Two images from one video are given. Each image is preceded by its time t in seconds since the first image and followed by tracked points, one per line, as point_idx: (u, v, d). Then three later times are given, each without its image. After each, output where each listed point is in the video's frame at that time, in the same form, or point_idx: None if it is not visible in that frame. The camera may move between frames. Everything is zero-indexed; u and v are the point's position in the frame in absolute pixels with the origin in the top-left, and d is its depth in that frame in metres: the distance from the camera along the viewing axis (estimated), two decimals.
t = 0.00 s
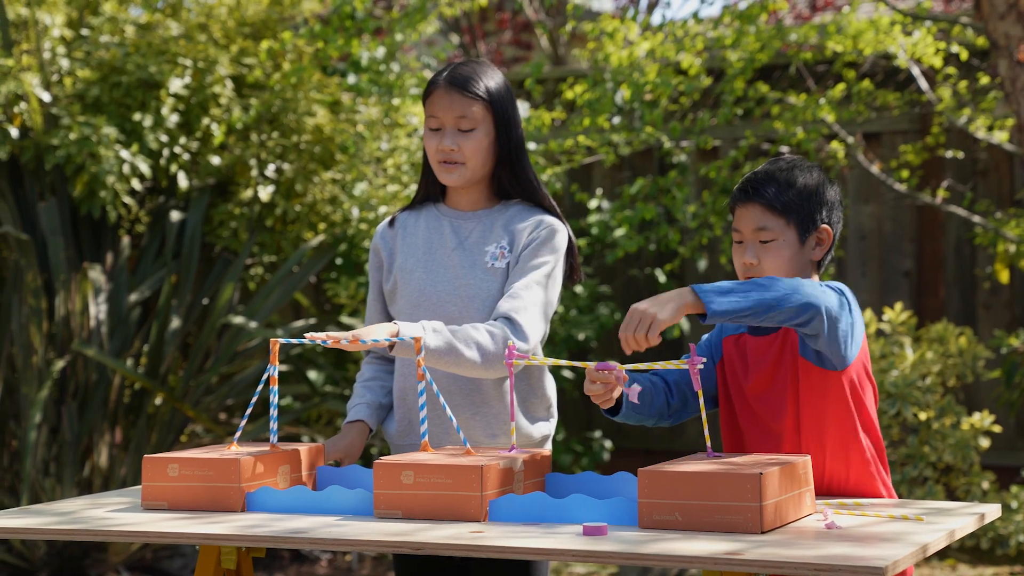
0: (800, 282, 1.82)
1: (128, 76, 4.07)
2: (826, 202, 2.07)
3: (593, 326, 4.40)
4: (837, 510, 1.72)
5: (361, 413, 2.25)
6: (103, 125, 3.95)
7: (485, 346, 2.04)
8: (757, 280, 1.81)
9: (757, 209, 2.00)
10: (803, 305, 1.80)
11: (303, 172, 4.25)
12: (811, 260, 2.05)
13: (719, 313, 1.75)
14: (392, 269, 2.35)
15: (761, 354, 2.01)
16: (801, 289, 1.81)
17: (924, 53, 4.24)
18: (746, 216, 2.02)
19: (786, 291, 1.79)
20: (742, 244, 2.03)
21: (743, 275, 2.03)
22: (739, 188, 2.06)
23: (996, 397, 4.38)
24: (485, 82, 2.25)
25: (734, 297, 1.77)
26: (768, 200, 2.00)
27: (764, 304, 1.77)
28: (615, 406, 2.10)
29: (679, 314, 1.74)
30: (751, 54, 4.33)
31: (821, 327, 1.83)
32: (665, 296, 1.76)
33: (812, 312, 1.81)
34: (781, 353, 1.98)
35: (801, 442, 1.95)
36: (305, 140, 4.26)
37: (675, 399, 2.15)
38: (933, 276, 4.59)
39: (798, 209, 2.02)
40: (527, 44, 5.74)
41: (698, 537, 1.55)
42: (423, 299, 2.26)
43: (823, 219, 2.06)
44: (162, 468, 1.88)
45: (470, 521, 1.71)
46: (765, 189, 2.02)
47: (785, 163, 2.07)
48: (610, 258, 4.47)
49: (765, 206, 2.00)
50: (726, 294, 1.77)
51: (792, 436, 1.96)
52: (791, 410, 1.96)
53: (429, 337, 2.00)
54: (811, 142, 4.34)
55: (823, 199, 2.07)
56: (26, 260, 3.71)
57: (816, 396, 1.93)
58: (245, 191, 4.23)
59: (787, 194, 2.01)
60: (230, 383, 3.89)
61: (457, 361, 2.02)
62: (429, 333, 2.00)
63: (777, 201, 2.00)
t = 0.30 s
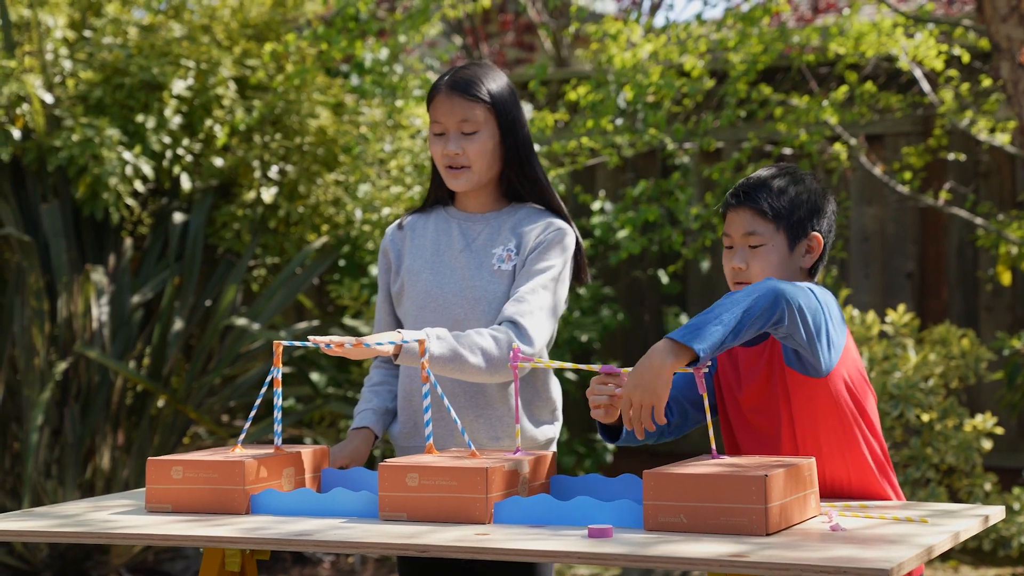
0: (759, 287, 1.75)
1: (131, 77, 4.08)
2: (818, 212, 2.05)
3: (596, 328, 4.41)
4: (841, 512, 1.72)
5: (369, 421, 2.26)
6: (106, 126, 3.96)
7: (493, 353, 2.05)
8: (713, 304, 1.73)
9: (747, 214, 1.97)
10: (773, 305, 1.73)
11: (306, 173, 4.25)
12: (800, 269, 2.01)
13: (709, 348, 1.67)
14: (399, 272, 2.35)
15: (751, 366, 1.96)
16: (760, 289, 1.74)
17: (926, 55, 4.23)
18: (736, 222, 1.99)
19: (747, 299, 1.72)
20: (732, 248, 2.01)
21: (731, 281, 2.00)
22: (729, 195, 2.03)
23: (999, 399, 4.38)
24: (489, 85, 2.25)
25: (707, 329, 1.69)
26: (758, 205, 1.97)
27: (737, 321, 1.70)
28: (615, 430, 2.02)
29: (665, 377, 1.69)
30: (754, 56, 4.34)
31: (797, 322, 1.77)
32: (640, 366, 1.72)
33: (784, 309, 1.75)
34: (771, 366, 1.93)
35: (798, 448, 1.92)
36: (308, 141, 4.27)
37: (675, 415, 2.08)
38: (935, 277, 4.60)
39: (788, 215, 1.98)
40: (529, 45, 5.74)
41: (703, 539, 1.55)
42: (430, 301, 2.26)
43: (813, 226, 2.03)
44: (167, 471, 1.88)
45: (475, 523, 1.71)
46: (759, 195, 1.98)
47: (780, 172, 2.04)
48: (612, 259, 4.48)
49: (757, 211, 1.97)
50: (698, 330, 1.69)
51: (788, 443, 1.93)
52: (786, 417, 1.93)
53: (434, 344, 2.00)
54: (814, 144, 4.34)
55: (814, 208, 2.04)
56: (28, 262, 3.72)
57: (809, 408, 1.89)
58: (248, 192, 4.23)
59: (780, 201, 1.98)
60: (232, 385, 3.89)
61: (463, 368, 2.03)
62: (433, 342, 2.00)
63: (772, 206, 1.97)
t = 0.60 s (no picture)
0: (769, 297, 1.75)
1: (128, 74, 4.07)
2: (818, 214, 2.04)
3: (593, 326, 4.41)
4: (843, 510, 1.72)
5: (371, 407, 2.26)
6: (102, 124, 3.96)
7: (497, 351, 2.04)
8: (727, 320, 1.72)
9: (750, 213, 1.97)
10: (787, 319, 1.74)
11: (303, 171, 4.24)
12: (800, 271, 2.01)
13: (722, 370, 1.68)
14: (402, 270, 2.36)
15: (750, 367, 1.95)
16: (774, 303, 1.73)
17: (923, 54, 4.24)
18: (738, 220, 1.99)
19: (763, 315, 1.72)
20: (733, 247, 2.00)
21: (730, 280, 2.00)
22: (733, 194, 2.03)
23: (995, 398, 4.39)
24: (489, 83, 2.25)
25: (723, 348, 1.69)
26: (762, 205, 1.97)
27: (752, 340, 1.70)
28: (624, 437, 2.01)
29: (676, 398, 1.69)
30: (751, 54, 4.34)
31: (807, 331, 1.78)
32: (650, 379, 1.70)
33: (796, 320, 1.75)
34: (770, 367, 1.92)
35: (798, 450, 1.92)
36: (305, 139, 4.25)
37: (681, 419, 2.06)
38: (932, 276, 4.60)
39: (791, 216, 1.98)
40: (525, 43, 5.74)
41: (705, 537, 1.55)
42: (432, 300, 2.26)
43: (815, 230, 2.03)
44: (168, 468, 1.88)
45: (477, 521, 1.71)
46: (762, 194, 1.98)
47: (782, 172, 2.04)
48: (609, 257, 4.47)
49: (759, 211, 1.97)
50: (713, 352, 1.68)
51: (788, 444, 1.93)
52: (786, 419, 1.93)
53: (437, 349, 2.01)
54: (811, 143, 4.34)
55: (816, 212, 2.03)
56: (24, 259, 3.71)
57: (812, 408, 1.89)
58: (245, 189, 4.22)
59: (783, 201, 1.98)
60: (229, 383, 3.89)
61: (467, 370, 2.02)
62: (436, 346, 2.01)
63: (774, 206, 1.97)
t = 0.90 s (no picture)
0: (789, 312, 1.79)
1: (125, 74, 4.07)
2: (827, 215, 2.03)
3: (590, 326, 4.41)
4: (847, 511, 1.72)
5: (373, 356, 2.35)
6: (99, 123, 3.95)
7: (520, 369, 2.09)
8: (745, 330, 1.78)
9: (758, 217, 1.97)
10: (805, 333, 1.79)
11: (300, 171, 4.23)
12: (808, 274, 2.01)
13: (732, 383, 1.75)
14: (403, 269, 2.37)
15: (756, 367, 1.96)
16: (792, 317, 1.79)
17: (919, 54, 4.25)
18: (747, 223, 1.99)
19: (780, 328, 1.77)
20: (741, 249, 2.01)
21: (738, 282, 2.01)
22: (740, 195, 2.03)
23: (991, 398, 4.40)
24: (486, 85, 2.25)
25: (738, 363, 1.75)
26: (768, 209, 1.97)
27: (767, 353, 1.76)
28: (631, 440, 2.01)
29: (686, 402, 1.76)
30: (748, 54, 4.34)
31: (824, 345, 1.83)
32: (662, 384, 1.78)
33: (814, 334, 1.80)
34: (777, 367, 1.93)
35: (803, 452, 1.93)
36: (302, 139, 4.25)
37: (690, 421, 2.04)
38: (928, 276, 4.61)
39: (799, 220, 1.98)
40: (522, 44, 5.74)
41: (709, 538, 1.56)
42: (434, 300, 2.27)
43: (824, 232, 2.02)
44: (170, 469, 1.88)
45: (481, 522, 1.71)
46: (770, 197, 1.98)
47: (790, 174, 2.03)
48: (606, 257, 4.47)
49: (767, 214, 1.97)
50: (728, 364, 1.75)
51: (793, 446, 1.93)
52: (791, 422, 1.93)
53: (485, 371, 2.06)
54: (808, 143, 4.35)
55: (824, 212, 2.03)
56: (21, 258, 3.70)
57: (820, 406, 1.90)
58: (242, 189, 4.21)
59: (791, 204, 1.98)
60: (226, 383, 3.88)
61: (474, 381, 2.06)
62: (486, 367, 2.06)
63: (782, 210, 1.97)
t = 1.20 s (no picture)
0: (787, 344, 1.78)
1: (108, 79, 4.05)
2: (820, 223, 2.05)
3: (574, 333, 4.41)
4: (835, 518, 1.73)
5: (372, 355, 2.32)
6: (83, 128, 3.93)
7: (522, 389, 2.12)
8: (741, 359, 1.77)
9: (751, 228, 1.98)
10: (800, 366, 1.79)
11: (284, 176, 4.20)
12: (801, 284, 2.02)
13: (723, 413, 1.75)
14: (393, 274, 2.36)
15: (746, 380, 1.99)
16: (790, 351, 1.78)
17: (902, 62, 4.27)
18: (739, 235, 1.99)
19: (775, 363, 1.77)
20: (733, 261, 2.01)
21: (731, 293, 2.01)
22: (733, 205, 2.03)
23: (973, 405, 4.42)
24: (479, 92, 2.25)
25: (730, 394, 1.75)
26: (761, 220, 1.98)
27: (759, 387, 1.76)
28: (620, 447, 2.01)
29: (674, 423, 1.78)
30: (732, 62, 4.35)
31: (818, 374, 1.83)
32: (653, 401, 1.79)
33: (809, 368, 1.80)
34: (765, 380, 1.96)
35: (791, 458, 1.94)
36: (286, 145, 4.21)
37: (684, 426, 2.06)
38: (910, 284, 4.63)
39: (793, 229, 1.99)
40: (505, 50, 5.74)
41: (700, 545, 1.56)
42: (425, 306, 2.27)
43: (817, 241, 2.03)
44: (159, 475, 1.87)
45: (470, 529, 1.71)
46: (761, 208, 1.99)
47: (783, 184, 2.04)
48: (590, 264, 4.47)
49: (760, 226, 1.98)
50: (718, 394, 1.75)
51: (782, 452, 1.95)
52: (780, 428, 1.95)
53: (486, 393, 2.08)
54: (792, 150, 4.36)
55: (817, 221, 2.04)
56: (3, 264, 3.68)
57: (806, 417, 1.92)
58: (225, 195, 4.20)
59: (785, 212, 1.99)
60: (209, 389, 3.87)
61: (475, 402, 2.08)
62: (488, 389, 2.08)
63: (775, 220, 1.98)
